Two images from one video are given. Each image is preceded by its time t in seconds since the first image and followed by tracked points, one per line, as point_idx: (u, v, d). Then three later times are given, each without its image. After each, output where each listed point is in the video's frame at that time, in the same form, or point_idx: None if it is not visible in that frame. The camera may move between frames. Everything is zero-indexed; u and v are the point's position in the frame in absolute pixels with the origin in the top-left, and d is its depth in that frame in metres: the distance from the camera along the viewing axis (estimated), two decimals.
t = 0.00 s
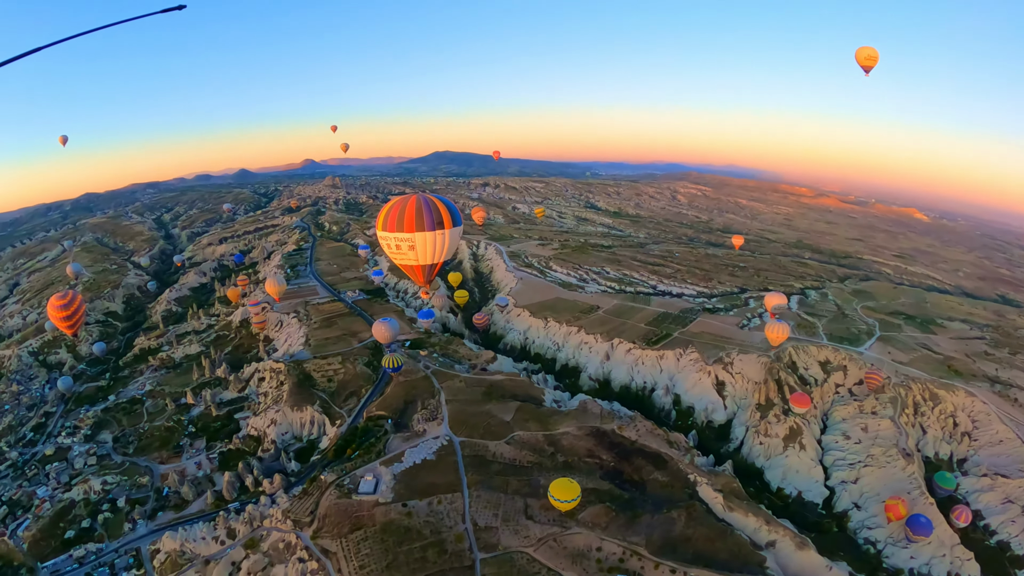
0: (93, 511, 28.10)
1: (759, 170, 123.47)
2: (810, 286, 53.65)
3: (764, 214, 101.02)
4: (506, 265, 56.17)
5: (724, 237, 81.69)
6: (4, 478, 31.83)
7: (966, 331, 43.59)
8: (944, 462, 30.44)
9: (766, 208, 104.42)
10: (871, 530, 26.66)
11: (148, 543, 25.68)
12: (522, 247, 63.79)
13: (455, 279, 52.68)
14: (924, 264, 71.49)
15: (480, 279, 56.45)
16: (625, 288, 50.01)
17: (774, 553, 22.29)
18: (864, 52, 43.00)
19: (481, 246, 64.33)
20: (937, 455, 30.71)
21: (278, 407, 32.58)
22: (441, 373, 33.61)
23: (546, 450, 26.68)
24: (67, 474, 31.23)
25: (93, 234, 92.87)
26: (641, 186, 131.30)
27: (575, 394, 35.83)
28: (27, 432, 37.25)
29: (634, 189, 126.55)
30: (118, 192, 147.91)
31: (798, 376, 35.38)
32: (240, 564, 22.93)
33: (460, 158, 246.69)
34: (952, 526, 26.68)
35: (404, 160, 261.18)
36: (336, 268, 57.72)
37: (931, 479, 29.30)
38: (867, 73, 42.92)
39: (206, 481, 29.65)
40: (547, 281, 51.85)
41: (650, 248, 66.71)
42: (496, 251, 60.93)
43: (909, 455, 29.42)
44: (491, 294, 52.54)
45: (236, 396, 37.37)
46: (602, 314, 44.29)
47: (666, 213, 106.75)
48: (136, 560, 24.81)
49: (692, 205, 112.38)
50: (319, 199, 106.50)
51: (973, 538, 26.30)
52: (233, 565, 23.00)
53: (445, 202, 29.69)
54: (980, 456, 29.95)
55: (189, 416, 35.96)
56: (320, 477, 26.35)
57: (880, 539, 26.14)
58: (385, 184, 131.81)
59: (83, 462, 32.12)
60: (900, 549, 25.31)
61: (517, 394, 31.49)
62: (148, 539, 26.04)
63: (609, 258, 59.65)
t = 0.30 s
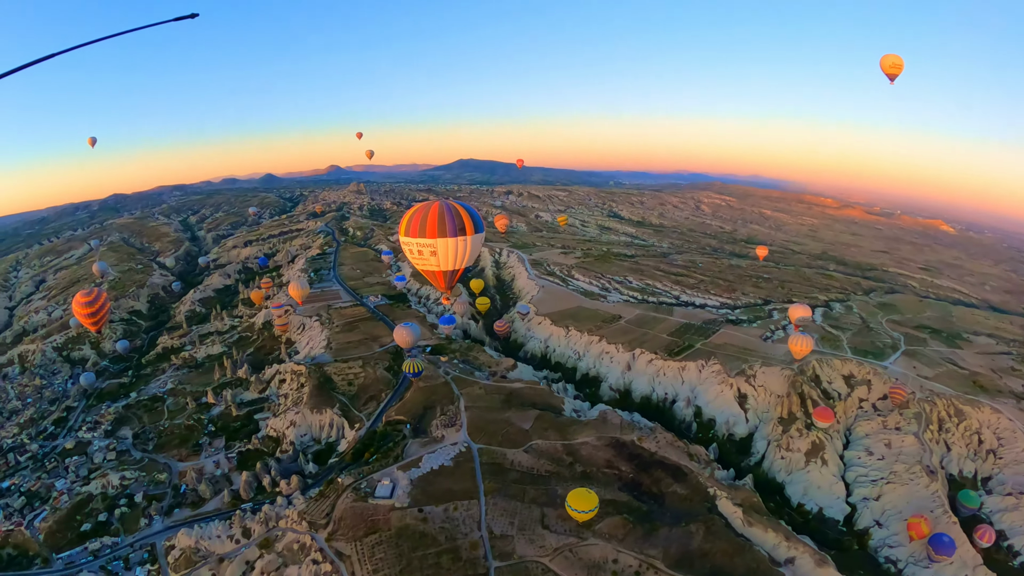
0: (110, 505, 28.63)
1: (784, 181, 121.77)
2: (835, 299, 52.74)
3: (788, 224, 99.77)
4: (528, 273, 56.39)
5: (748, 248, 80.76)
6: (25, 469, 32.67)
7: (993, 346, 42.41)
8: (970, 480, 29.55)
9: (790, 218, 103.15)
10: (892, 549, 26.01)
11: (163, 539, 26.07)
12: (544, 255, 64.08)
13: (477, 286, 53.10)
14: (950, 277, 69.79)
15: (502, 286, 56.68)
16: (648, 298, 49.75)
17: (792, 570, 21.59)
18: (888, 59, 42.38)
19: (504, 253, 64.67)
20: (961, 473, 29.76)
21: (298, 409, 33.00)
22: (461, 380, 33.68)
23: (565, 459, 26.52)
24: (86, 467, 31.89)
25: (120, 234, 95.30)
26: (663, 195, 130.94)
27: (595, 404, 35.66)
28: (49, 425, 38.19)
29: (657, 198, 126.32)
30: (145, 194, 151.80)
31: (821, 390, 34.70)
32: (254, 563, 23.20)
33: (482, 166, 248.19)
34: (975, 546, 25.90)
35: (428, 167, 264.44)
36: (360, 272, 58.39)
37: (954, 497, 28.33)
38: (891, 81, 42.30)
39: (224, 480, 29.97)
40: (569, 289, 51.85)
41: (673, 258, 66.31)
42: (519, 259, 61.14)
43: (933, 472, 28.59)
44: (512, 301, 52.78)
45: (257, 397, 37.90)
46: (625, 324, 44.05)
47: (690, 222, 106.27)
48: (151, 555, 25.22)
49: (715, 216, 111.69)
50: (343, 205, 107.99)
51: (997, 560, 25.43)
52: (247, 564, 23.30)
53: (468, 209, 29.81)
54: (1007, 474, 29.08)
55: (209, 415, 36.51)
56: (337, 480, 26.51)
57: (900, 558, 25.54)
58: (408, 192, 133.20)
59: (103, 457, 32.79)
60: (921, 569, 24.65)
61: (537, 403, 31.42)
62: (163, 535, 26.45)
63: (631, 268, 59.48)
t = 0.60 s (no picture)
0: (123, 501, 29.00)
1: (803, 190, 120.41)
2: (854, 309, 51.94)
3: (807, 234, 98.70)
4: (545, 279, 56.49)
5: (766, 257, 79.89)
6: (41, 464, 33.26)
7: (1017, 359, 41.40)
8: (989, 496, 28.99)
9: (809, 227, 102.00)
10: (909, 565, 25.47)
11: (175, 537, 26.31)
12: (561, 262, 64.15)
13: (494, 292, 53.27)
14: (972, 288, 68.40)
15: (519, 293, 56.80)
16: (666, 306, 49.51)
17: None
18: (908, 66, 41.84)
19: (521, 260, 64.82)
20: (980, 488, 29.25)
21: (314, 412, 33.28)
22: (476, 386, 33.72)
23: (579, 468, 26.37)
24: (100, 463, 32.37)
25: (140, 235, 97.15)
26: (681, 203, 130.38)
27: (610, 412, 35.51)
28: (65, 421, 38.83)
29: (675, 206, 125.88)
30: (166, 196, 154.74)
31: (840, 402, 34.07)
32: (265, 564, 23.35)
33: (500, 173, 249.43)
34: (994, 562, 25.23)
35: (446, 174, 266.91)
36: (378, 277, 58.84)
37: (972, 513, 27.93)
38: (911, 88, 41.68)
39: (237, 480, 30.22)
40: (586, 296, 51.77)
41: (690, 267, 65.93)
42: (536, 266, 61.21)
43: (951, 486, 28.05)
44: (529, 308, 52.82)
45: (272, 398, 38.29)
46: (642, 332, 43.82)
47: (708, 231, 105.59)
48: (162, 552, 25.47)
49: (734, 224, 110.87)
50: (362, 210, 109.01)
51: None
52: (258, 564, 23.44)
53: (486, 215, 29.94)
54: None
55: (224, 415, 36.94)
56: (350, 483, 26.61)
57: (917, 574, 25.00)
58: (426, 197, 134.28)
59: (117, 454, 33.28)
60: None
61: (552, 410, 31.33)
62: (175, 533, 26.71)
63: (648, 276, 59.22)
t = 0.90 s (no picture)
0: (135, 499, 29.37)
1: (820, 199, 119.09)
2: (873, 320, 51.08)
3: (825, 243, 97.52)
4: (561, 287, 56.51)
5: (783, 267, 79.01)
6: (55, 460, 33.86)
7: None
8: (1009, 512, 28.28)
9: (827, 236, 100.76)
10: None
11: (185, 536, 26.53)
12: (577, 269, 64.17)
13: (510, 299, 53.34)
14: (994, 298, 66.95)
15: (535, 300, 56.79)
16: (683, 315, 49.18)
17: None
18: (926, 72, 41.27)
19: (537, 267, 64.90)
20: (1000, 503, 28.58)
21: (328, 415, 33.50)
22: (491, 393, 33.69)
23: (592, 477, 26.15)
24: (114, 461, 32.82)
25: (159, 237, 98.97)
26: (698, 212, 129.77)
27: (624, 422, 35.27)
28: (80, 419, 39.47)
29: (691, 214, 125.25)
30: (185, 199, 157.53)
31: (857, 414, 33.42)
32: (274, 565, 23.47)
33: (519, 181, 250.55)
34: None
35: (462, 181, 269.13)
36: (394, 282, 59.26)
37: (991, 528, 27.25)
38: (928, 94, 41.08)
39: (249, 481, 30.45)
40: (602, 304, 51.59)
41: (707, 275, 65.45)
42: (552, 273, 61.24)
43: (969, 500, 27.42)
44: (545, 315, 52.81)
45: (287, 401, 38.63)
46: (658, 341, 43.56)
47: (726, 240, 104.77)
48: (172, 551, 25.66)
49: (752, 233, 109.93)
50: (379, 215, 110.06)
51: None
52: (267, 566, 23.56)
53: (502, 221, 30.02)
54: None
55: (238, 416, 37.31)
56: (362, 487, 26.66)
57: None
58: (443, 204, 135.13)
59: (131, 452, 33.75)
60: None
61: (566, 418, 31.18)
62: (186, 532, 26.90)
63: (664, 284, 58.93)
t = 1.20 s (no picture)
0: (147, 497, 29.75)
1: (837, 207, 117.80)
2: (891, 330, 50.24)
3: (843, 252, 96.27)
4: (576, 294, 56.53)
5: (800, 276, 78.12)
6: (69, 456, 34.45)
7: None
8: None
9: (846, 245, 99.46)
10: None
11: (196, 535, 26.78)
12: (593, 276, 64.13)
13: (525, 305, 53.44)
14: (1015, 309, 65.48)
15: (550, 307, 56.83)
16: (699, 323, 48.83)
17: None
18: (944, 77, 40.62)
19: (552, 274, 64.90)
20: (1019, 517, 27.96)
21: (341, 418, 33.73)
22: (504, 399, 33.68)
23: (605, 485, 25.98)
24: (127, 459, 33.32)
25: (178, 239, 100.82)
26: (714, 220, 128.98)
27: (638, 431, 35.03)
28: (95, 417, 40.14)
29: (708, 222, 124.52)
30: (204, 202, 160.20)
31: (874, 425, 32.77)
32: (284, 566, 23.58)
33: (536, 188, 250.87)
34: None
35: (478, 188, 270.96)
36: (409, 287, 59.61)
37: (1009, 543, 26.58)
38: (946, 100, 40.42)
39: (262, 483, 30.69)
40: (618, 312, 51.39)
41: (723, 284, 64.95)
42: (567, 280, 61.20)
43: (986, 514, 26.85)
44: (560, 322, 52.78)
45: (301, 404, 38.98)
46: (674, 349, 43.28)
47: (743, 248, 103.93)
48: (183, 550, 25.89)
49: (769, 241, 108.91)
50: (396, 221, 110.94)
51: None
52: (277, 567, 23.69)
53: (517, 227, 30.07)
54: None
55: (252, 417, 37.71)
56: (374, 491, 26.74)
57: None
58: (459, 210, 135.93)
59: (145, 451, 34.24)
60: None
61: (579, 425, 31.09)
62: (197, 531, 27.16)
63: (680, 292, 58.61)
